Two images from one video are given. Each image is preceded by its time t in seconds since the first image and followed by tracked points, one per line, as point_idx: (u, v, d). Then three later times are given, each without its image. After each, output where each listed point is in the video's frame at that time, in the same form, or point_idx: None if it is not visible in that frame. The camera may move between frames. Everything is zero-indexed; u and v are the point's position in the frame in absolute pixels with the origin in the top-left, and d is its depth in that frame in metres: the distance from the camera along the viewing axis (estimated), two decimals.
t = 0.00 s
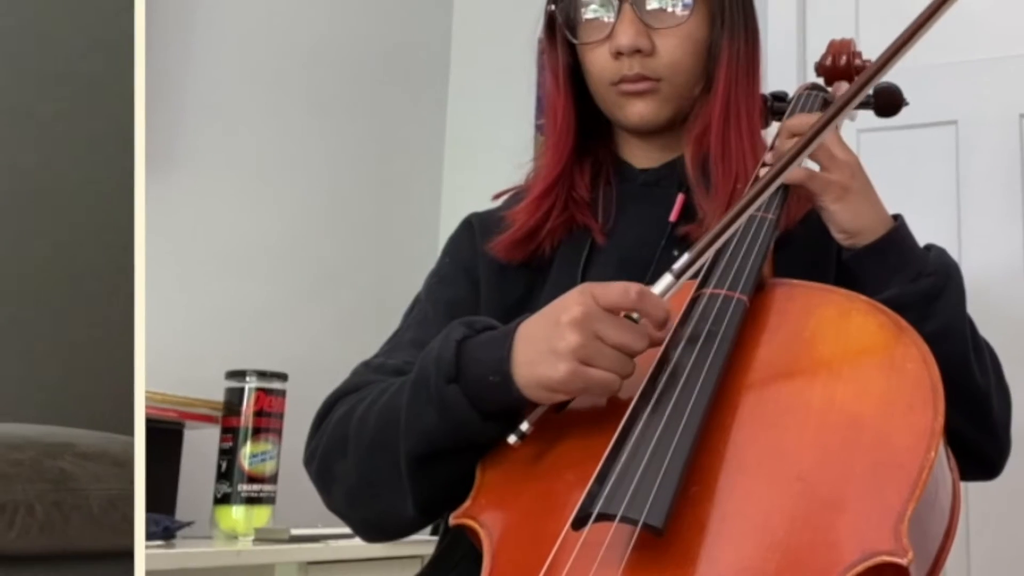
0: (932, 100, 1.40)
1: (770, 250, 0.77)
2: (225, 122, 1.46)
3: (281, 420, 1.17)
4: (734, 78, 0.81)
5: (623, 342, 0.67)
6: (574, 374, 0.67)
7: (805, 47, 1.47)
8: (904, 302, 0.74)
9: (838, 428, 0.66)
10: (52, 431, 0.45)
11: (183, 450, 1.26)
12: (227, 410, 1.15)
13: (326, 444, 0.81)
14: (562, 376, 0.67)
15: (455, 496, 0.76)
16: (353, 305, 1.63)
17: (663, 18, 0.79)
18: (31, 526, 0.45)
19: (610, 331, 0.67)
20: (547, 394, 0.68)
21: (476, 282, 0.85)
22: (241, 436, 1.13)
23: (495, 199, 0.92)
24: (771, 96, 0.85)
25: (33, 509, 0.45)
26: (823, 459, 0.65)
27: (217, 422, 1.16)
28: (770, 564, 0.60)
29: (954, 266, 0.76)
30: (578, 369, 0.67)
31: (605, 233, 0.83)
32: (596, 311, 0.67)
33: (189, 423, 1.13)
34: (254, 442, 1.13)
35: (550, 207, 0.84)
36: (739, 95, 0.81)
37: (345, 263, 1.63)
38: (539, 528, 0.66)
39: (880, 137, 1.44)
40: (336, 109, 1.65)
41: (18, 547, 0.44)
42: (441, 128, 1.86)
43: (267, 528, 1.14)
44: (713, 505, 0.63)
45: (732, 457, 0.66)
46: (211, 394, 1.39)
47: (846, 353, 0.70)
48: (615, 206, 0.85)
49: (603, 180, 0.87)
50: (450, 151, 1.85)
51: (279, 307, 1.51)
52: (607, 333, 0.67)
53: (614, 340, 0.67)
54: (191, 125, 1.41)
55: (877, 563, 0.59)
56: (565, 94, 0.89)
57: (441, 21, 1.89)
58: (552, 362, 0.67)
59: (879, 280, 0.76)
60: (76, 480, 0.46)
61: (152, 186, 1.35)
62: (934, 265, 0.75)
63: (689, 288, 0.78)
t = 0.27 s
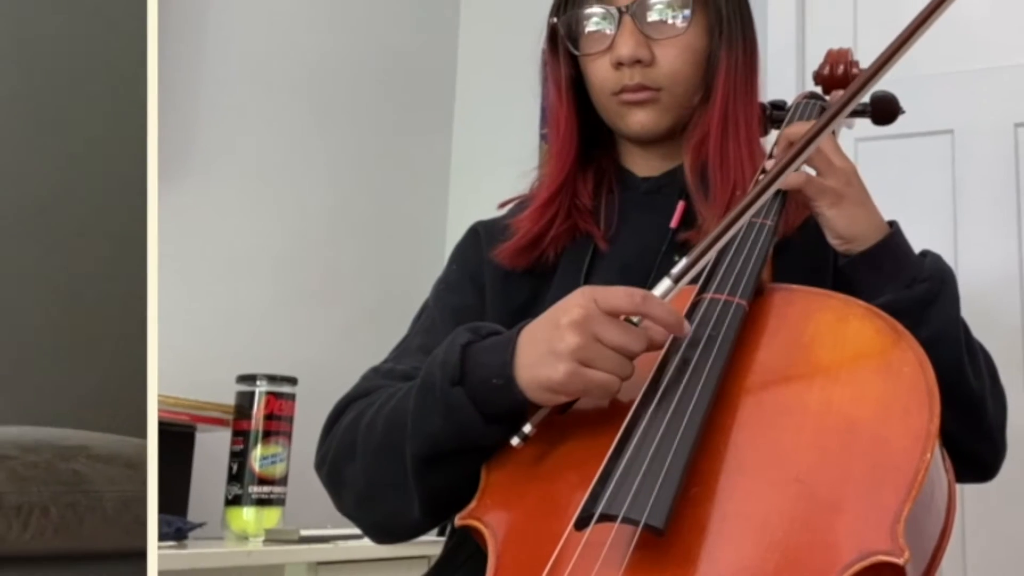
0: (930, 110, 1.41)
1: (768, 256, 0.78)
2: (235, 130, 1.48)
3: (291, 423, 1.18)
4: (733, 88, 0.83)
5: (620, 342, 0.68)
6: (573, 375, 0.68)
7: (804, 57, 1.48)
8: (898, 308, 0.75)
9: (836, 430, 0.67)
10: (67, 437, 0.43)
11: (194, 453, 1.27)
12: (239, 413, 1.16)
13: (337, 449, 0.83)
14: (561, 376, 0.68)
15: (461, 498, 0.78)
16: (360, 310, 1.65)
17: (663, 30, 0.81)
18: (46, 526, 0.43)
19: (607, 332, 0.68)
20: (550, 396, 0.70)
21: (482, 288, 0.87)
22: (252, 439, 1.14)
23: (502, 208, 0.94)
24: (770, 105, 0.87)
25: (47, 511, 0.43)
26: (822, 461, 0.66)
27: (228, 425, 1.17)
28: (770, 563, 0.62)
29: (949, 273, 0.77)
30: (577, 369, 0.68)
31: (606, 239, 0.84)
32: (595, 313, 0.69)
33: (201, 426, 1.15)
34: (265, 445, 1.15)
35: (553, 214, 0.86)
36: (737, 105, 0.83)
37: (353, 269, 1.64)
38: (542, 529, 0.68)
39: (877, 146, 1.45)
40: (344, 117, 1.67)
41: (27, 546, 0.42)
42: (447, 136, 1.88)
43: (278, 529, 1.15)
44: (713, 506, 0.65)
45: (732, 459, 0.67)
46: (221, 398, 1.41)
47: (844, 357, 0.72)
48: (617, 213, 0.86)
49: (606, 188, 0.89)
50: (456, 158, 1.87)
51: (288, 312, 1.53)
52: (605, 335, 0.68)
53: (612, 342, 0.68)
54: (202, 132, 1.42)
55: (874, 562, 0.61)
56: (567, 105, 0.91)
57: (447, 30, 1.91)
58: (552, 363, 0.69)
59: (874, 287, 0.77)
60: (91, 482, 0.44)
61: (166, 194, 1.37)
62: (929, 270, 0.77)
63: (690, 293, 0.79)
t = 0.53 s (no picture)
0: (929, 121, 1.42)
1: (769, 264, 0.80)
2: (245, 137, 1.50)
3: (302, 427, 1.20)
4: (737, 100, 0.85)
5: (628, 345, 0.70)
6: (583, 378, 0.69)
7: (804, 68, 1.50)
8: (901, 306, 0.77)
9: (836, 433, 0.69)
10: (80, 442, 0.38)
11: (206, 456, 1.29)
12: (250, 417, 1.18)
13: (348, 453, 0.85)
14: (572, 379, 0.69)
15: (469, 500, 0.79)
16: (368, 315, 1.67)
17: (669, 42, 0.83)
18: (61, 528, 0.38)
19: (615, 336, 0.70)
20: (557, 399, 0.71)
21: (490, 294, 0.88)
22: (263, 442, 1.16)
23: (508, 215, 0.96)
24: (772, 115, 0.88)
25: (63, 513, 0.38)
26: (822, 463, 0.67)
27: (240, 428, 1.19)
28: (772, 564, 0.63)
29: (951, 273, 0.79)
30: (586, 372, 0.69)
31: (611, 246, 0.86)
32: (603, 316, 0.71)
33: (213, 429, 1.16)
34: (275, 448, 1.16)
35: (559, 223, 0.87)
36: (741, 116, 0.84)
37: (361, 276, 1.66)
38: (548, 529, 0.69)
39: (875, 156, 1.46)
40: (352, 125, 1.68)
41: (45, 549, 0.38)
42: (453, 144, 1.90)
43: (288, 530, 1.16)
44: (715, 507, 0.66)
45: (734, 462, 0.69)
46: (231, 402, 1.42)
47: (844, 361, 0.73)
48: (622, 222, 0.88)
49: (611, 197, 0.90)
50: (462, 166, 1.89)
51: (297, 317, 1.54)
52: (613, 339, 0.70)
53: (620, 345, 0.70)
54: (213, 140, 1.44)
55: (873, 563, 0.62)
56: (574, 115, 0.92)
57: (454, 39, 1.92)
58: (561, 366, 0.70)
59: (878, 285, 0.79)
60: (105, 484, 0.39)
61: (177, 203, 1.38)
62: (932, 271, 0.78)
63: (693, 300, 0.81)
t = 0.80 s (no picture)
0: (923, 132, 1.43)
1: (769, 272, 0.81)
2: (255, 147, 1.52)
3: (312, 431, 1.22)
4: (738, 111, 0.86)
5: (622, 346, 0.71)
6: (580, 381, 0.71)
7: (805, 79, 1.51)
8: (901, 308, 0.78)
9: (835, 437, 0.70)
10: None
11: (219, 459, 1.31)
12: (261, 421, 1.20)
13: (359, 457, 0.86)
14: (568, 381, 0.71)
15: (476, 502, 0.81)
16: (375, 321, 1.68)
17: (672, 54, 0.85)
18: None
19: (609, 337, 0.71)
20: (559, 401, 0.73)
21: (497, 301, 0.90)
22: (275, 445, 1.18)
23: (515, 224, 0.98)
24: (773, 125, 0.90)
25: None
26: (822, 467, 0.69)
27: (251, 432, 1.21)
28: (773, 565, 0.65)
29: (950, 275, 0.80)
30: (583, 374, 0.71)
31: (614, 254, 0.88)
32: (595, 319, 0.72)
33: (225, 433, 1.18)
34: (287, 451, 1.18)
35: (564, 231, 0.89)
36: (743, 126, 0.86)
37: (370, 283, 1.68)
38: (553, 531, 0.71)
39: (872, 166, 1.47)
40: (360, 135, 1.70)
41: None
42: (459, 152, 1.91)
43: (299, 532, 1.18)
44: (717, 510, 0.68)
45: (735, 465, 0.70)
46: (242, 407, 1.44)
47: (842, 367, 0.75)
48: (626, 230, 0.90)
49: (615, 206, 0.92)
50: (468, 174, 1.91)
51: (306, 323, 1.56)
52: (608, 340, 0.71)
53: (613, 345, 0.71)
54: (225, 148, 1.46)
55: (872, 564, 0.63)
56: (580, 125, 0.94)
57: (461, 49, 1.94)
58: (559, 369, 0.72)
59: (879, 287, 0.80)
60: (120, 486, 0.40)
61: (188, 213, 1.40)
62: (931, 273, 0.80)
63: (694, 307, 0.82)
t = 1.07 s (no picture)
0: (922, 142, 1.45)
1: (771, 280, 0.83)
2: (265, 156, 1.54)
3: (323, 434, 1.23)
4: (739, 122, 0.88)
5: (625, 350, 0.73)
6: (582, 382, 0.73)
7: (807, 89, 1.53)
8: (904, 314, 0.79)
9: (835, 442, 0.72)
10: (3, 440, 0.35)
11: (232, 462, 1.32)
12: (273, 426, 1.21)
13: (368, 460, 0.88)
14: (570, 382, 0.73)
15: (484, 505, 0.83)
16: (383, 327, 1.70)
17: (674, 67, 0.87)
18: (92, 532, 0.37)
19: (613, 340, 0.73)
20: (562, 402, 0.75)
21: (503, 309, 0.92)
22: (286, 449, 1.19)
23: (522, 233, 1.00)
24: (774, 137, 0.92)
25: (94, 517, 0.37)
26: (822, 471, 0.71)
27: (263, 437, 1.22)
28: (774, 567, 0.66)
29: (949, 283, 0.82)
30: (585, 375, 0.73)
31: (619, 261, 0.90)
32: (601, 322, 0.74)
33: (239, 437, 1.20)
34: (298, 455, 1.19)
35: (569, 240, 0.91)
36: (744, 137, 0.88)
37: (378, 289, 1.70)
38: (560, 532, 0.73)
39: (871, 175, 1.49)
40: (368, 145, 1.72)
41: (73, 553, 0.37)
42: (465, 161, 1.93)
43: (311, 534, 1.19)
44: (720, 513, 0.69)
45: (738, 469, 0.72)
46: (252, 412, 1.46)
47: (842, 373, 0.76)
48: (630, 239, 0.92)
49: (619, 215, 0.94)
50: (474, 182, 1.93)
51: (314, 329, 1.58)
52: (611, 343, 0.73)
53: (617, 349, 0.73)
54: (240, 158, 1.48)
55: (871, 566, 0.65)
56: (584, 136, 0.96)
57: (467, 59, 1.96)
58: (563, 370, 0.74)
59: (880, 294, 0.81)
60: (133, 489, 0.38)
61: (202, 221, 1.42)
62: (931, 281, 0.81)
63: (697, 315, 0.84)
